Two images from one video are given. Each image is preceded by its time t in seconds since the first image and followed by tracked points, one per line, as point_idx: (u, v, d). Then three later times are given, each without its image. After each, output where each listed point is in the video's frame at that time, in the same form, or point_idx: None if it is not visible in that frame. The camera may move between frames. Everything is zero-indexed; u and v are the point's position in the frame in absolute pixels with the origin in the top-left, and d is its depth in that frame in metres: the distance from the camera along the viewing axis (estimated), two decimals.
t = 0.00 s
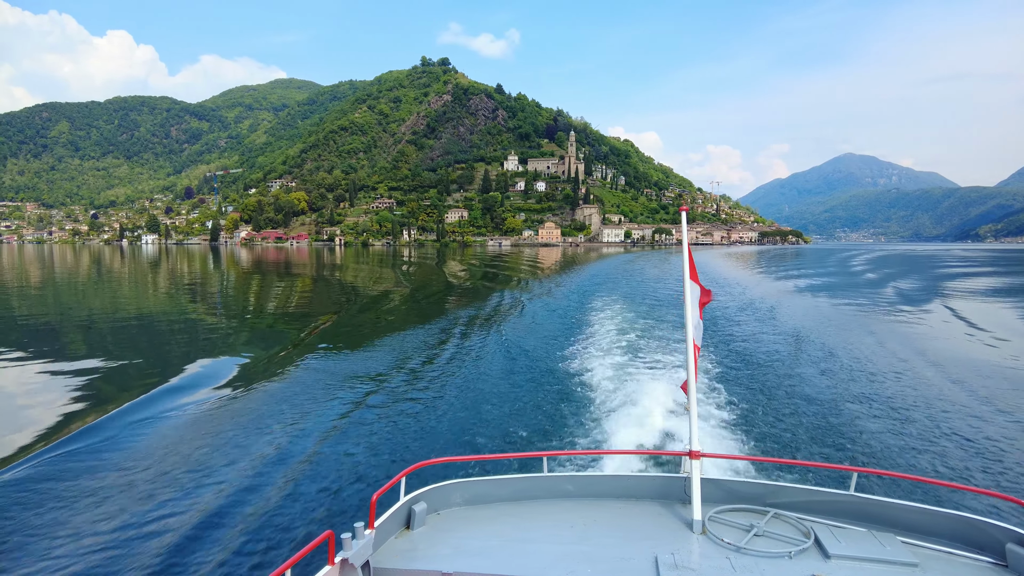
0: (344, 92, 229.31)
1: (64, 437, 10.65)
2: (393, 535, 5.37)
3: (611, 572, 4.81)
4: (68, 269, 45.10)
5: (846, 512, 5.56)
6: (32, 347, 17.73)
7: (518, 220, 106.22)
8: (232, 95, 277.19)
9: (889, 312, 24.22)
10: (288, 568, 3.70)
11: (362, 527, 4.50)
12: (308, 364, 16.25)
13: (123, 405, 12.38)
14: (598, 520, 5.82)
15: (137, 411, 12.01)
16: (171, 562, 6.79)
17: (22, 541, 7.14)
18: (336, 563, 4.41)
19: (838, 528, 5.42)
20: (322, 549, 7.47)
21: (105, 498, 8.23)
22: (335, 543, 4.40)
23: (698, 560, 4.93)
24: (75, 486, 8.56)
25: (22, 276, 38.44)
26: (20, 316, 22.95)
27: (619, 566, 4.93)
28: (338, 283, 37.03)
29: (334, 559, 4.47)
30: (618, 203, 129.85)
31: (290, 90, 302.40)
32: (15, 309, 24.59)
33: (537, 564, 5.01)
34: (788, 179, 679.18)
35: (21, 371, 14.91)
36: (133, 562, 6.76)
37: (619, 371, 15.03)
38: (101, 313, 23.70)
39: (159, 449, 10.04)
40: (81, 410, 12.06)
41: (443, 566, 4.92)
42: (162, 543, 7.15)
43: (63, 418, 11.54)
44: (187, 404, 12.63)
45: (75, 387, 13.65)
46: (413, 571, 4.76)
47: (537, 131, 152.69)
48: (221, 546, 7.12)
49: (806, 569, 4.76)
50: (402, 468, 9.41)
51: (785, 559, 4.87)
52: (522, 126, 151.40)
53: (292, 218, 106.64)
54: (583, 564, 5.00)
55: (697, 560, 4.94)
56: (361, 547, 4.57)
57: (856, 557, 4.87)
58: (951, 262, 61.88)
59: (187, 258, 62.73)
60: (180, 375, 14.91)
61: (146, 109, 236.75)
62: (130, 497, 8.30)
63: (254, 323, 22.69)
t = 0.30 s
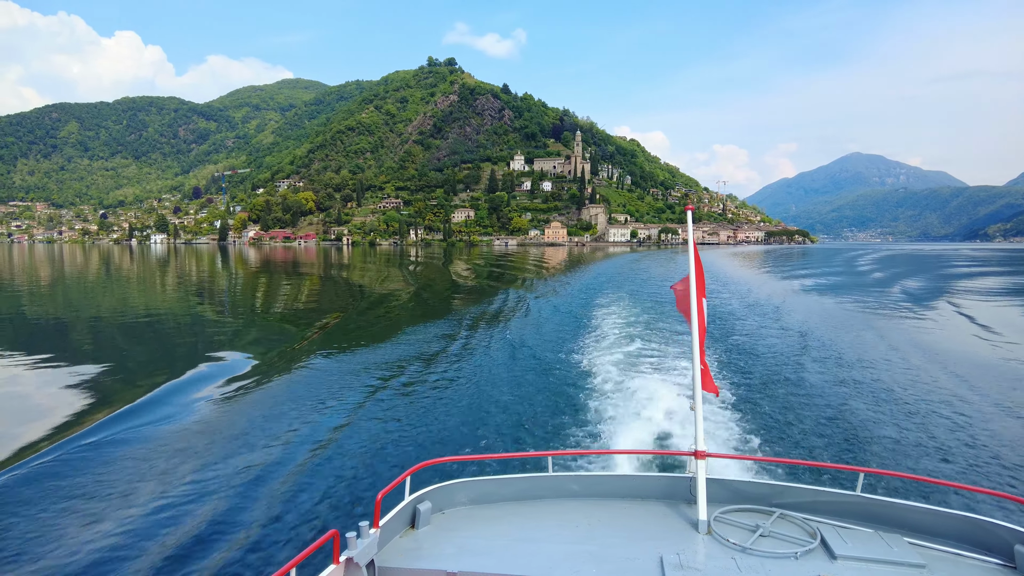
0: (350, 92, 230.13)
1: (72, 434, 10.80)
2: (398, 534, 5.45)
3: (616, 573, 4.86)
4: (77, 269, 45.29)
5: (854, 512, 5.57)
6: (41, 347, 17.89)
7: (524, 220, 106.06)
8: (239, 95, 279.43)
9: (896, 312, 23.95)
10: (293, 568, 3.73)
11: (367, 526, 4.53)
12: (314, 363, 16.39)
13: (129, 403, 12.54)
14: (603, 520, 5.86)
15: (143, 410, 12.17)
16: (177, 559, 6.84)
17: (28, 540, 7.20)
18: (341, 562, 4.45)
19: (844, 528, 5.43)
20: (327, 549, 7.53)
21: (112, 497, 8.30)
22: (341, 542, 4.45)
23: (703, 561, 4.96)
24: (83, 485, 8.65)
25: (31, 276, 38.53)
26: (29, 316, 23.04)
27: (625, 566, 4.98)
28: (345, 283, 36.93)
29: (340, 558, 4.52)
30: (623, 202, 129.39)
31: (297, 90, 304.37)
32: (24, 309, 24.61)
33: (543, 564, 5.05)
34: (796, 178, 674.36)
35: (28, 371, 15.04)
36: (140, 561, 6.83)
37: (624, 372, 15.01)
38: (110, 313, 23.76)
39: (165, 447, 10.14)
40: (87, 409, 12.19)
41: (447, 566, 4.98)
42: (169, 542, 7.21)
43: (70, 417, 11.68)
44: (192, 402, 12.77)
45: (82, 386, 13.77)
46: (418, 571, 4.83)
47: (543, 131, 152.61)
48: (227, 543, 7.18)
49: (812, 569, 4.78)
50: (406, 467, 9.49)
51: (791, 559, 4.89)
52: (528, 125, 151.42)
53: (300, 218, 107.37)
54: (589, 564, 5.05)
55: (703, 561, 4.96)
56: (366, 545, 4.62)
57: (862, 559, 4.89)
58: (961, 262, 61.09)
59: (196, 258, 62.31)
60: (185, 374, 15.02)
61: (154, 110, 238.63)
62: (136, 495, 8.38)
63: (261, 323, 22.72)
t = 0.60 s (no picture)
0: (358, 92, 231.24)
1: (80, 432, 10.96)
2: (404, 534, 5.53)
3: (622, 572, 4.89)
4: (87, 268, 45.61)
5: (860, 513, 5.59)
6: (52, 346, 18.04)
7: (531, 220, 105.98)
8: (247, 96, 281.89)
9: (904, 312, 23.70)
10: (300, 565, 3.81)
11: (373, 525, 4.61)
12: (320, 363, 16.56)
13: (137, 402, 12.73)
14: (609, 520, 5.90)
15: (151, 407, 12.38)
16: (182, 557, 6.89)
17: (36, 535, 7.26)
18: (346, 561, 4.52)
19: (852, 529, 5.43)
20: (332, 549, 7.59)
21: (119, 494, 8.37)
22: (347, 541, 4.53)
23: (710, 561, 4.99)
24: (91, 481, 8.74)
25: (40, 276, 38.54)
26: (39, 316, 23.10)
27: (631, 566, 5.00)
28: (352, 283, 36.95)
29: (345, 557, 4.58)
30: (630, 202, 128.86)
31: (304, 90, 306.64)
32: (33, 309, 24.64)
33: (548, 563, 5.10)
34: (805, 177, 668.81)
35: (38, 369, 15.25)
36: (149, 557, 6.86)
37: (629, 372, 15.02)
38: (119, 313, 23.88)
39: (172, 445, 10.23)
40: (95, 407, 12.36)
41: (453, 565, 5.03)
42: (176, 540, 7.26)
43: (79, 414, 11.89)
44: (200, 401, 12.91)
45: (90, 385, 13.93)
46: (423, 570, 4.90)
47: (550, 130, 152.53)
48: (233, 541, 7.23)
49: (818, 570, 4.80)
50: (412, 466, 9.56)
51: (797, 560, 4.91)
52: (535, 125, 151.49)
53: (309, 217, 108.07)
54: (595, 564, 5.08)
55: (709, 560, 5.01)
56: (371, 545, 4.68)
57: (871, 560, 4.88)
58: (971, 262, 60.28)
59: (205, 258, 61.88)
60: (192, 373, 15.17)
61: (163, 110, 240.87)
62: (142, 493, 8.44)
63: (269, 322, 22.75)
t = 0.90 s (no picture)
0: (365, 92, 232.29)
1: (90, 430, 11.17)
2: (410, 532, 5.60)
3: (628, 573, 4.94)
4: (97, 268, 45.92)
5: (867, 514, 5.60)
6: (64, 345, 18.28)
7: (539, 220, 105.99)
8: (256, 96, 284.14)
9: (913, 312, 23.41)
10: (306, 563, 3.88)
11: (378, 525, 4.69)
12: (326, 361, 16.71)
13: (146, 400, 12.95)
14: (614, 520, 5.96)
15: (159, 406, 12.57)
16: (189, 558, 6.96)
17: (45, 535, 7.38)
18: (353, 559, 4.61)
19: (860, 530, 5.44)
20: (339, 547, 7.65)
21: (128, 494, 8.51)
22: (352, 540, 4.60)
23: (716, 562, 5.02)
24: (99, 480, 8.90)
25: (51, 276, 38.79)
26: (50, 316, 23.27)
27: (637, 566, 5.05)
28: (361, 283, 36.98)
29: (353, 555, 4.67)
30: (637, 202, 128.20)
31: (312, 91, 308.84)
32: (44, 309, 24.80)
33: (554, 564, 5.12)
34: (815, 176, 663.14)
35: (50, 368, 15.53)
36: (156, 558, 6.95)
37: (636, 372, 14.98)
38: (129, 313, 24.04)
39: (177, 446, 10.32)
40: (104, 405, 12.59)
41: (459, 565, 5.09)
42: (183, 539, 7.36)
43: (89, 412, 12.10)
44: (206, 400, 13.07)
45: (99, 384, 14.15)
46: (428, 569, 4.96)
47: (557, 130, 152.52)
48: (241, 539, 7.35)
49: (824, 571, 4.82)
50: (417, 466, 9.67)
51: (806, 561, 4.91)
52: (542, 125, 151.50)
53: (318, 217, 108.78)
54: (601, 564, 5.12)
55: (716, 561, 5.03)
56: (376, 544, 4.75)
57: (879, 562, 4.90)
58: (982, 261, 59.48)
59: (214, 258, 61.84)
60: (199, 372, 15.35)
61: (173, 111, 243.25)
62: (147, 493, 8.50)
63: (278, 322, 22.85)
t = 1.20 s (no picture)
0: (374, 92, 233.44)
1: (100, 428, 11.28)
2: (417, 531, 5.67)
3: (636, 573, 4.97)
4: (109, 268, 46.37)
5: (876, 515, 5.61)
6: (76, 344, 18.49)
7: (547, 220, 105.92)
8: (265, 97, 286.58)
9: (923, 312, 23.13)
10: (315, 562, 3.92)
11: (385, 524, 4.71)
12: (335, 361, 16.87)
13: (156, 398, 13.14)
14: (622, 520, 5.99)
15: (169, 403, 12.76)
16: (196, 556, 6.98)
17: (54, 532, 7.44)
18: (360, 559, 4.66)
19: (868, 531, 5.47)
20: (347, 545, 7.74)
21: (136, 491, 8.56)
22: (361, 539, 4.68)
23: (724, 563, 5.05)
24: (109, 478, 8.98)
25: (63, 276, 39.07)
26: (62, 316, 23.46)
27: (644, 567, 5.09)
28: (370, 284, 37.04)
29: (359, 554, 4.70)
30: (646, 202, 127.60)
31: (322, 91, 310.82)
32: (57, 309, 24.96)
33: (561, 563, 5.18)
34: (826, 175, 655.93)
35: (61, 366, 15.72)
36: (165, 555, 6.98)
37: (643, 373, 14.95)
38: (141, 313, 24.27)
39: (186, 444, 10.42)
40: (115, 403, 12.78)
41: (466, 563, 5.14)
42: (191, 536, 7.42)
43: (100, 410, 12.28)
44: (214, 399, 13.21)
45: (108, 382, 14.29)
46: (434, 568, 5.00)
47: (565, 130, 152.32)
48: (249, 537, 7.40)
49: (832, 572, 4.84)
50: (425, 465, 9.75)
51: (813, 562, 4.93)
52: (550, 125, 151.43)
53: (327, 217, 109.41)
54: (608, 564, 5.16)
55: (724, 562, 5.07)
56: (384, 542, 4.80)
57: (887, 563, 4.91)
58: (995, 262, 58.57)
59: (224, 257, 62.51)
60: (207, 372, 15.50)
61: (183, 111, 245.80)
62: (157, 490, 8.61)
63: (287, 323, 22.95)
